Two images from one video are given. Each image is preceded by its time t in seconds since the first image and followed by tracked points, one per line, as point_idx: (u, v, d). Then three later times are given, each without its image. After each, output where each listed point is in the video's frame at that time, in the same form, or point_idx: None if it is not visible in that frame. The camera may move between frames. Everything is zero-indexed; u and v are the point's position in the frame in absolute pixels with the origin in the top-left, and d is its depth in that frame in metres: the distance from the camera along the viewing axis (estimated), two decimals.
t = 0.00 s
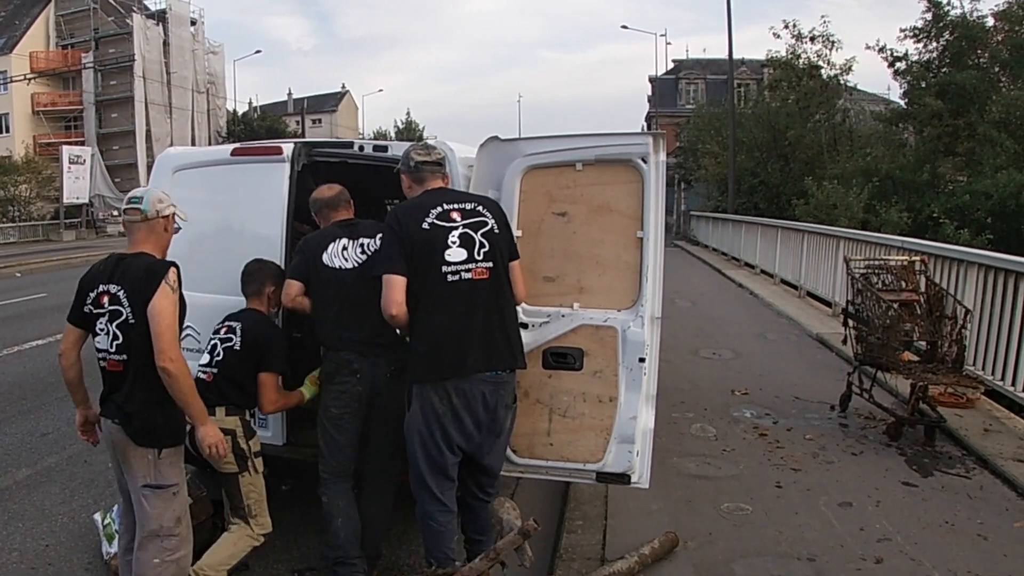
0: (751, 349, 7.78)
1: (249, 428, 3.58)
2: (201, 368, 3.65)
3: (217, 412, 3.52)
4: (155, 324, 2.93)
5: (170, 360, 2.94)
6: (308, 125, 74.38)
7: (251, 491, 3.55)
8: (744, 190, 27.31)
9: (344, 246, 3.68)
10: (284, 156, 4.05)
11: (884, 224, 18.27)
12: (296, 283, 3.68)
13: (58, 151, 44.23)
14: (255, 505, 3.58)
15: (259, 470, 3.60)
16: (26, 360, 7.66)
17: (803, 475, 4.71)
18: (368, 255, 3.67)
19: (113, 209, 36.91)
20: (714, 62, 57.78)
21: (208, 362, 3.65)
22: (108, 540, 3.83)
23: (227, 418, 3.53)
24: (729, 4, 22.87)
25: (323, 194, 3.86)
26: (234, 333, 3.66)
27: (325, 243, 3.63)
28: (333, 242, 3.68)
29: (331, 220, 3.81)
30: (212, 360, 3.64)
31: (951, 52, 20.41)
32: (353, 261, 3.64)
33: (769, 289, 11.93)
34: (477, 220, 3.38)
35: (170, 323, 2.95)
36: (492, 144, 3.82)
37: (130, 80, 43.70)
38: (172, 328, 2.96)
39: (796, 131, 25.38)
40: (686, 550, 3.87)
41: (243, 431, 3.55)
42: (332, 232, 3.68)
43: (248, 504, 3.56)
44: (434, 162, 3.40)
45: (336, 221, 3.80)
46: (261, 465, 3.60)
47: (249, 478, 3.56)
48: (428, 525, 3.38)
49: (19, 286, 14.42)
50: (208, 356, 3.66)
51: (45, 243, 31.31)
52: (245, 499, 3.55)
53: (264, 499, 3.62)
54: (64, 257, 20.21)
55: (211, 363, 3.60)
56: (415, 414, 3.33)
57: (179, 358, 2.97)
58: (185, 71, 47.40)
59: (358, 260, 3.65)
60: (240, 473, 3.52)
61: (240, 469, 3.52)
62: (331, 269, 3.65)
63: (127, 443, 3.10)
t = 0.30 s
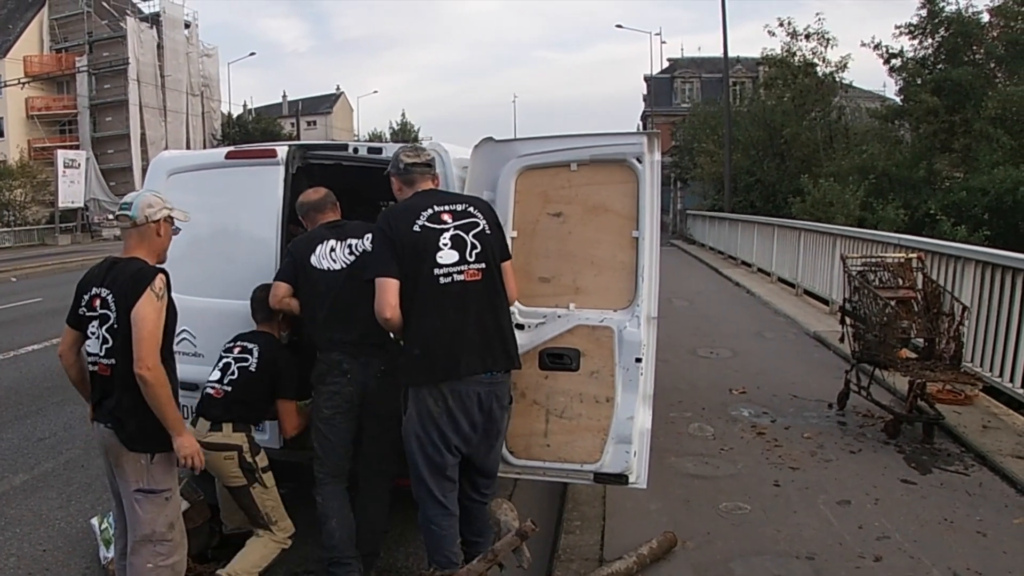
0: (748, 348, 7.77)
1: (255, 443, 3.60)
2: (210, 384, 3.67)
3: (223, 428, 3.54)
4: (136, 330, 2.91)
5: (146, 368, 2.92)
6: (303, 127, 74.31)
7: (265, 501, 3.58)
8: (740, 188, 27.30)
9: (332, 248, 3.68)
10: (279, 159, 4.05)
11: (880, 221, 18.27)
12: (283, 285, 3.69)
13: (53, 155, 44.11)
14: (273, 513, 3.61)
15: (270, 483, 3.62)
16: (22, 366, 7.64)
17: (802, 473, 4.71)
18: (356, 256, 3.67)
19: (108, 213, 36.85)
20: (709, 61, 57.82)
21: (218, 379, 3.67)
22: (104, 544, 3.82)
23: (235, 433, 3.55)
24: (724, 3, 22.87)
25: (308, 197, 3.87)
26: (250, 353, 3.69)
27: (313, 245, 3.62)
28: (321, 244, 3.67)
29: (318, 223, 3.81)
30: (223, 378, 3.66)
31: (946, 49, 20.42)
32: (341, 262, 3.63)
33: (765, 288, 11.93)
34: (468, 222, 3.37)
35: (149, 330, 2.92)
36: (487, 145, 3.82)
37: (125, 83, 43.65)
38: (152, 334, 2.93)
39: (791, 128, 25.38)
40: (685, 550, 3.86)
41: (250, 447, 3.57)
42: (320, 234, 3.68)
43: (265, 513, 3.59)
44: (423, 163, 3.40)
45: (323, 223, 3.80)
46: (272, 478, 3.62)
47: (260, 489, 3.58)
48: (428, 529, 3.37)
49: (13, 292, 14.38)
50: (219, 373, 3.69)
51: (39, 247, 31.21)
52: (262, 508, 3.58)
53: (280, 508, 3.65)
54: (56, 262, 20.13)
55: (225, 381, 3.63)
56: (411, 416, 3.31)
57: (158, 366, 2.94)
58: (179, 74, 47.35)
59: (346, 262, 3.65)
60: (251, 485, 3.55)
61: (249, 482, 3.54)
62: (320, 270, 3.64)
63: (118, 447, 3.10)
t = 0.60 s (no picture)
0: (741, 348, 7.77)
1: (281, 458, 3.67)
2: (231, 401, 3.68)
3: (256, 441, 3.59)
4: (122, 334, 2.90)
5: (130, 372, 2.90)
6: (295, 129, 74.21)
7: (284, 516, 3.60)
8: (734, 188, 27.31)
9: (328, 248, 3.67)
10: (269, 161, 4.04)
11: (874, 219, 18.28)
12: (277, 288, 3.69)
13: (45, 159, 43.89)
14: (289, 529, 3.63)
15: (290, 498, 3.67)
16: (13, 371, 7.61)
17: (796, 473, 4.70)
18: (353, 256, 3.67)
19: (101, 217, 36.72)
20: (700, 61, 57.94)
21: (239, 395, 3.68)
22: (99, 550, 3.81)
23: (267, 446, 3.61)
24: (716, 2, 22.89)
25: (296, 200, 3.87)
26: (268, 365, 3.73)
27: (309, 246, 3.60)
28: (317, 244, 3.65)
29: (310, 224, 3.81)
30: (245, 394, 3.67)
31: (938, 46, 20.41)
32: (337, 263, 3.63)
33: (758, 287, 11.94)
34: (453, 224, 3.36)
35: (134, 335, 2.90)
36: (478, 145, 3.81)
37: (116, 87, 43.54)
38: (138, 340, 2.91)
39: (784, 128, 25.42)
40: (680, 550, 3.85)
41: (279, 461, 3.63)
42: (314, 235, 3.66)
43: (281, 528, 3.59)
44: (404, 165, 3.41)
45: (316, 223, 3.80)
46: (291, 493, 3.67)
47: (283, 503, 3.62)
48: (422, 533, 3.37)
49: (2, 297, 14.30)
50: (238, 389, 3.69)
51: (30, 252, 31.14)
52: (279, 522, 3.59)
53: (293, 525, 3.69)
54: (45, 267, 19.98)
55: (250, 397, 3.65)
56: (401, 421, 3.30)
57: (141, 372, 2.92)
58: (170, 77, 47.24)
59: (342, 262, 3.64)
60: (277, 499, 3.60)
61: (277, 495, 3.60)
62: (316, 272, 3.62)
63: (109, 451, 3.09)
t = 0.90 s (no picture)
0: (738, 348, 7.77)
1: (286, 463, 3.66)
2: (236, 404, 3.67)
3: (263, 445, 3.58)
4: (118, 335, 2.89)
5: (127, 374, 2.89)
6: (291, 130, 74.10)
7: (285, 522, 3.58)
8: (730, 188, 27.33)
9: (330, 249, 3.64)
10: (265, 162, 4.03)
11: (870, 220, 18.30)
12: (277, 288, 3.70)
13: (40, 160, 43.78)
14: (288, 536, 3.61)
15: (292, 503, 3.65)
16: (8, 373, 7.59)
17: (793, 473, 4.70)
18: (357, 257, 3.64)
19: (96, 218, 36.65)
20: (697, 61, 58.02)
21: (245, 399, 3.67)
22: (94, 552, 3.79)
23: (273, 451, 3.60)
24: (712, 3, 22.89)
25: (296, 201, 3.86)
26: (273, 368, 3.72)
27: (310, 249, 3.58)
28: (319, 245, 3.63)
29: (310, 225, 3.80)
30: (251, 398, 3.66)
31: (934, 47, 20.48)
32: (339, 262, 3.60)
33: (756, 288, 11.94)
34: (448, 224, 3.36)
35: (130, 336, 2.89)
36: (474, 146, 3.81)
37: (111, 88, 43.46)
38: (134, 341, 2.90)
39: (780, 128, 25.43)
40: (677, 550, 3.85)
41: (284, 466, 3.62)
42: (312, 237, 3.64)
43: (281, 533, 3.58)
44: (400, 165, 3.40)
45: (315, 225, 3.79)
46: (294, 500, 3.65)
47: (286, 509, 3.61)
48: (417, 535, 3.35)
49: None
50: (243, 391, 3.68)
51: (24, 253, 31.04)
52: (279, 528, 3.58)
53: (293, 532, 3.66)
54: (39, 268, 19.91)
55: (257, 401, 3.64)
56: (394, 424, 3.29)
57: (139, 372, 2.92)
58: (165, 78, 47.15)
59: (343, 261, 3.61)
60: (280, 504, 3.58)
61: (280, 500, 3.58)
62: (318, 273, 3.60)
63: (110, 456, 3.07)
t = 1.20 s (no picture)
0: (736, 348, 7.77)
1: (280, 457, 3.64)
2: (230, 395, 3.67)
3: (255, 438, 3.57)
4: (115, 335, 2.88)
5: (125, 373, 2.88)
6: (286, 129, 73.95)
7: (278, 517, 3.57)
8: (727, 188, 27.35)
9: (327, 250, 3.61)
10: (262, 161, 4.02)
11: (867, 220, 18.32)
12: (275, 289, 3.67)
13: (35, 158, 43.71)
14: (281, 532, 3.60)
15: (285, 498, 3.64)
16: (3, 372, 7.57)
17: (790, 474, 4.70)
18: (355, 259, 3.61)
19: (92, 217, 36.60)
20: (695, 61, 58.05)
21: (238, 390, 3.67)
22: (90, 551, 3.78)
23: (264, 445, 3.58)
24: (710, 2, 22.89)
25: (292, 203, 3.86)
26: (267, 360, 3.72)
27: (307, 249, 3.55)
28: (315, 246, 3.60)
29: (306, 226, 3.79)
30: (244, 389, 3.66)
31: (933, 47, 20.51)
32: (335, 263, 3.56)
33: (753, 288, 11.94)
34: (447, 224, 3.35)
35: (128, 335, 2.88)
36: (472, 145, 3.80)
37: (107, 86, 43.40)
38: (132, 340, 2.89)
39: (777, 128, 25.45)
40: (674, 551, 3.84)
41: (277, 459, 3.61)
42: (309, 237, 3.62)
43: (273, 529, 3.57)
44: (402, 163, 3.36)
45: (311, 225, 3.78)
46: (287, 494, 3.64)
47: (279, 504, 3.60)
48: (413, 537, 3.34)
49: None
50: (238, 382, 3.68)
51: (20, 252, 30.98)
52: (272, 523, 3.57)
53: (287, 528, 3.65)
54: (34, 266, 19.88)
55: (250, 393, 3.64)
56: (389, 425, 3.28)
57: (137, 372, 2.91)
58: (162, 76, 47.11)
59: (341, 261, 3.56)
60: (272, 499, 3.57)
61: (272, 495, 3.57)
62: (315, 274, 3.57)
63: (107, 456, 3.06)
